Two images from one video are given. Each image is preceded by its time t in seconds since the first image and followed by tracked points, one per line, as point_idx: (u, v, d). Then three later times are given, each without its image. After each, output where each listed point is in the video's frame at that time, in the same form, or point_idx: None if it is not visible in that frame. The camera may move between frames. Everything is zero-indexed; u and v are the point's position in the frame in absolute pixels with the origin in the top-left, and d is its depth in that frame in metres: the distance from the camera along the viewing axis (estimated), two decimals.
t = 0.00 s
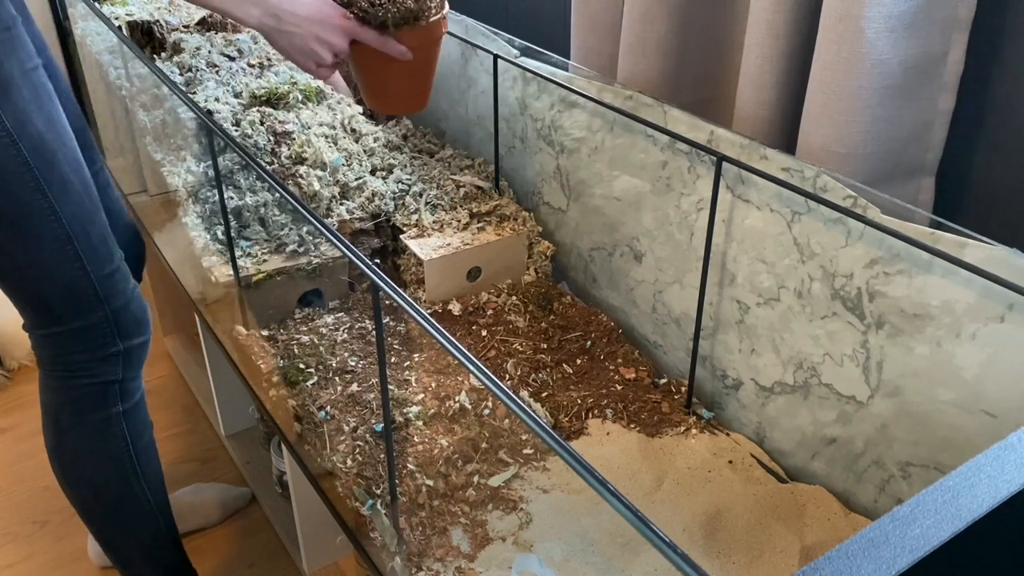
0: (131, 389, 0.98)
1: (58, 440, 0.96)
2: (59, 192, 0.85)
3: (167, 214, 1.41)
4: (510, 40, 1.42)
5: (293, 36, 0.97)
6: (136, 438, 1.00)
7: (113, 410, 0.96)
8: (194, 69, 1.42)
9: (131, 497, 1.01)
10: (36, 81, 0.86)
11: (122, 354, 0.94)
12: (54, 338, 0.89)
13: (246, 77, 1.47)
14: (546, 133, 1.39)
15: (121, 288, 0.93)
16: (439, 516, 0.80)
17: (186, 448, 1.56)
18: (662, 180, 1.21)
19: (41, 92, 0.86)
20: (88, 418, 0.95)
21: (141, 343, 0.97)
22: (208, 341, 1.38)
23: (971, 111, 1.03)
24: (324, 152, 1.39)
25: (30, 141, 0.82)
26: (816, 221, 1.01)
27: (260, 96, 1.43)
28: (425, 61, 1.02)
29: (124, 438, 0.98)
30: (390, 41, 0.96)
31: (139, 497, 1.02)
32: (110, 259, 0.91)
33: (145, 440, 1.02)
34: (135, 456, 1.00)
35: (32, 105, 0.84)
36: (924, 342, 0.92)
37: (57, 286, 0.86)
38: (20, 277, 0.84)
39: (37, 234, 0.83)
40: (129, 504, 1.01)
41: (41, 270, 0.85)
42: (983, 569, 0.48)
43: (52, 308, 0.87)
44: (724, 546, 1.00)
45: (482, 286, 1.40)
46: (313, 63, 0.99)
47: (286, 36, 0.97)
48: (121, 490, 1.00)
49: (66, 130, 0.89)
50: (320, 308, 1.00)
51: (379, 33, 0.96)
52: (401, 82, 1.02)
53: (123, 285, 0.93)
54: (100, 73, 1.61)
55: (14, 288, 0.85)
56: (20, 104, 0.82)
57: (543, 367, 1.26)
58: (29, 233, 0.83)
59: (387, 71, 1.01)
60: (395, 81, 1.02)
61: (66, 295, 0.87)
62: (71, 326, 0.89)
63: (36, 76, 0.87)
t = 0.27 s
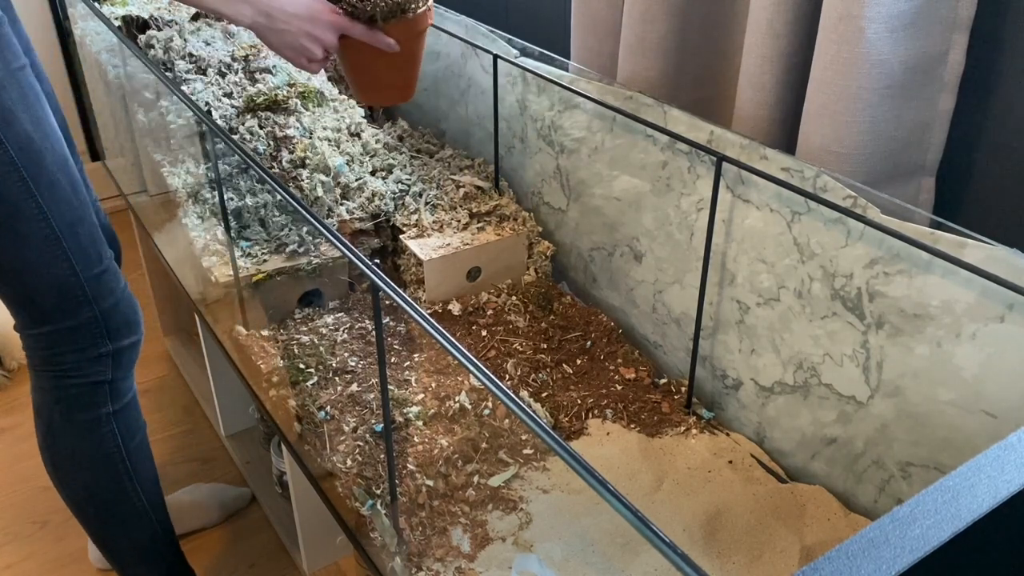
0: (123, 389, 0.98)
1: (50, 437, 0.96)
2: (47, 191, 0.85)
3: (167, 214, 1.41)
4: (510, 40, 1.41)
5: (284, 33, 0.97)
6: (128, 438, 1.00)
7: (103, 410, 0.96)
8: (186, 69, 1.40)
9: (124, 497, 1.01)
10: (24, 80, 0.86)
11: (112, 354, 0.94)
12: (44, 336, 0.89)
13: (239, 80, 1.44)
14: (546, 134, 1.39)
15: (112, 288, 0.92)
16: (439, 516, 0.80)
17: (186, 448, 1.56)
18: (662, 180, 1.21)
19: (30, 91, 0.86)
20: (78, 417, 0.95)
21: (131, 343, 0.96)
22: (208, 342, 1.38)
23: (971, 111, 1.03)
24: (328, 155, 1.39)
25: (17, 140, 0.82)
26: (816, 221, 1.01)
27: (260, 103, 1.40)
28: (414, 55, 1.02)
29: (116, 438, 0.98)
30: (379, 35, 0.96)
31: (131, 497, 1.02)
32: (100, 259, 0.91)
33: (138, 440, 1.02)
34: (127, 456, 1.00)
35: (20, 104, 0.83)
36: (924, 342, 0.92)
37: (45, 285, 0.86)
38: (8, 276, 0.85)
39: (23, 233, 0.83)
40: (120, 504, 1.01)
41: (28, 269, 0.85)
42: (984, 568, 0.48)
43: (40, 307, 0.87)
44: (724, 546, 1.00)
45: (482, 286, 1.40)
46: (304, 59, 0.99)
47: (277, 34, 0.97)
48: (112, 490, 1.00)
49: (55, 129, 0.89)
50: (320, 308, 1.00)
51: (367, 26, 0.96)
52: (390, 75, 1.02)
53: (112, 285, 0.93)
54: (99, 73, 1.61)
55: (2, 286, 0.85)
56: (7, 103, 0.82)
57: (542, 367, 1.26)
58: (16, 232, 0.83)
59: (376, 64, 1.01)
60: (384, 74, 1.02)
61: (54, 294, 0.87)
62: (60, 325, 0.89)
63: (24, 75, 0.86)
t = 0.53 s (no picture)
0: (129, 389, 0.98)
1: (56, 440, 0.96)
2: (55, 191, 0.85)
3: (167, 214, 1.41)
4: (510, 40, 1.41)
5: (299, 46, 0.97)
6: (133, 439, 1.00)
7: (110, 410, 0.96)
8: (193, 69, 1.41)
9: (129, 499, 1.01)
10: (32, 80, 0.87)
11: (119, 354, 0.94)
12: (51, 337, 0.89)
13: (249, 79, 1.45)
14: (546, 134, 1.39)
15: (118, 288, 0.93)
16: (439, 516, 0.80)
17: (186, 448, 1.56)
18: (662, 180, 1.21)
19: (38, 91, 0.87)
20: (85, 418, 0.95)
21: (137, 343, 0.97)
22: (208, 341, 1.38)
23: (970, 111, 1.03)
24: (328, 154, 1.40)
25: (26, 139, 0.83)
26: (816, 221, 1.01)
27: (271, 99, 1.41)
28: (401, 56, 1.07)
29: (121, 438, 0.98)
30: (379, 45, 1.00)
31: (137, 499, 1.02)
32: (106, 259, 0.91)
33: (143, 441, 1.02)
34: (133, 456, 1.00)
35: (27, 104, 0.84)
36: (924, 342, 0.92)
37: (54, 285, 0.86)
38: (17, 277, 0.85)
39: (33, 233, 0.84)
40: (125, 505, 1.01)
41: (37, 268, 0.85)
42: (983, 568, 0.48)
43: (49, 308, 0.87)
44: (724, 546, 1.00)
45: (482, 286, 1.40)
46: (312, 69, 1.00)
47: (292, 48, 0.97)
48: (118, 491, 1.00)
49: (62, 130, 0.89)
50: (320, 308, 1.00)
51: (370, 39, 0.99)
52: (383, 76, 1.07)
53: (118, 285, 0.93)
54: (100, 72, 1.61)
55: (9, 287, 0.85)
56: (16, 102, 0.83)
57: (543, 367, 1.26)
58: (25, 233, 0.83)
59: (371, 70, 1.05)
60: (377, 77, 1.07)
61: (62, 294, 0.87)
62: (67, 326, 0.89)
63: (33, 76, 0.87)
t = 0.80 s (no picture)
0: (132, 388, 0.99)
1: (58, 439, 0.96)
2: (59, 187, 0.86)
3: (167, 214, 1.41)
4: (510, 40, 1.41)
5: (293, 42, 0.96)
6: (136, 437, 1.00)
7: (113, 408, 0.96)
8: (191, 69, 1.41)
9: (131, 498, 1.01)
10: (36, 78, 0.87)
11: (122, 351, 0.94)
12: (54, 335, 0.90)
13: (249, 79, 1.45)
14: (546, 134, 1.39)
15: (121, 285, 0.93)
16: (439, 516, 0.80)
17: (186, 448, 1.56)
18: (662, 180, 1.21)
19: (42, 89, 0.87)
20: (88, 416, 0.95)
21: (140, 341, 0.97)
22: (208, 342, 1.38)
23: (971, 110, 1.03)
24: (328, 155, 1.41)
25: (31, 135, 0.83)
26: (816, 221, 1.01)
27: (271, 99, 1.41)
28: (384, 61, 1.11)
29: (124, 437, 0.98)
30: (367, 44, 1.02)
31: (139, 498, 1.02)
32: (109, 257, 0.92)
33: (146, 439, 1.02)
34: (136, 455, 1.00)
35: (32, 101, 0.85)
36: (924, 342, 0.92)
37: (58, 282, 0.86)
38: (22, 274, 0.85)
39: (38, 229, 0.84)
40: (128, 504, 1.01)
41: (42, 265, 0.85)
42: (984, 568, 0.48)
43: (52, 306, 0.87)
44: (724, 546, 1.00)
45: (482, 286, 1.40)
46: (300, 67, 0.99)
47: (284, 43, 0.96)
48: (120, 490, 1.00)
49: (66, 127, 0.90)
50: (320, 308, 1.00)
51: (359, 37, 1.02)
52: (366, 79, 1.11)
53: (121, 282, 0.93)
54: (100, 73, 1.62)
55: (13, 284, 0.85)
56: (21, 99, 0.84)
57: (543, 367, 1.26)
58: (30, 229, 0.84)
59: (354, 71, 1.08)
60: (360, 78, 1.10)
61: (66, 292, 0.87)
62: (71, 324, 0.89)
63: (37, 73, 0.88)
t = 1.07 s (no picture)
0: (131, 389, 0.99)
1: (58, 442, 0.96)
2: (54, 191, 0.86)
3: (167, 214, 1.41)
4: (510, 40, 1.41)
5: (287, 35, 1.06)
6: (136, 439, 1.00)
7: (112, 410, 0.96)
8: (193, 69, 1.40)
9: (132, 499, 1.01)
10: (32, 82, 0.88)
11: (122, 354, 0.94)
12: (52, 337, 0.90)
13: (249, 80, 1.44)
14: (546, 133, 1.39)
15: (120, 288, 0.93)
16: (439, 516, 0.80)
17: (186, 449, 1.56)
18: (662, 180, 1.21)
19: (38, 93, 0.88)
20: (88, 419, 0.95)
21: (140, 343, 0.97)
22: (208, 341, 1.38)
23: (971, 110, 1.03)
24: (328, 154, 1.40)
25: (26, 139, 0.84)
26: (816, 221, 1.01)
27: (271, 99, 1.41)
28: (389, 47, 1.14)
29: (124, 438, 0.98)
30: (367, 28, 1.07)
31: (139, 499, 1.02)
32: (108, 259, 0.92)
33: (146, 441, 1.02)
34: (136, 457, 1.00)
35: (27, 105, 0.85)
36: (924, 342, 0.92)
37: (56, 285, 0.87)
38: (20, 277, 0.85)
39: (34, 233, 0.84)
40: (129, 506, 1.01)
41: (40, 268, 0.85)
42: (984, 568, 0.48)
43: (50, 309, 0.87)
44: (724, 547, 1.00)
45: (482, 286, 1.40)
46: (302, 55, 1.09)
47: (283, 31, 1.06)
48: (121, 492, 1.00)
49: (62, 131, 0.90)
50: (320, 308, 1.00)
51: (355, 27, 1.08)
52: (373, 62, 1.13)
53: (120, 285, 0.93)
54: (100, 73, 1.62)
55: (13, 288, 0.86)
56: (16, 103, 0.84)
57: (543, 367, 1.26)
58: (27, 233, 0.84)
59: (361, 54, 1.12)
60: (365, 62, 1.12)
61: (64, 295, 0.87)
62: (70, 327, 0.89)
63: (33, 76, 0.88)
